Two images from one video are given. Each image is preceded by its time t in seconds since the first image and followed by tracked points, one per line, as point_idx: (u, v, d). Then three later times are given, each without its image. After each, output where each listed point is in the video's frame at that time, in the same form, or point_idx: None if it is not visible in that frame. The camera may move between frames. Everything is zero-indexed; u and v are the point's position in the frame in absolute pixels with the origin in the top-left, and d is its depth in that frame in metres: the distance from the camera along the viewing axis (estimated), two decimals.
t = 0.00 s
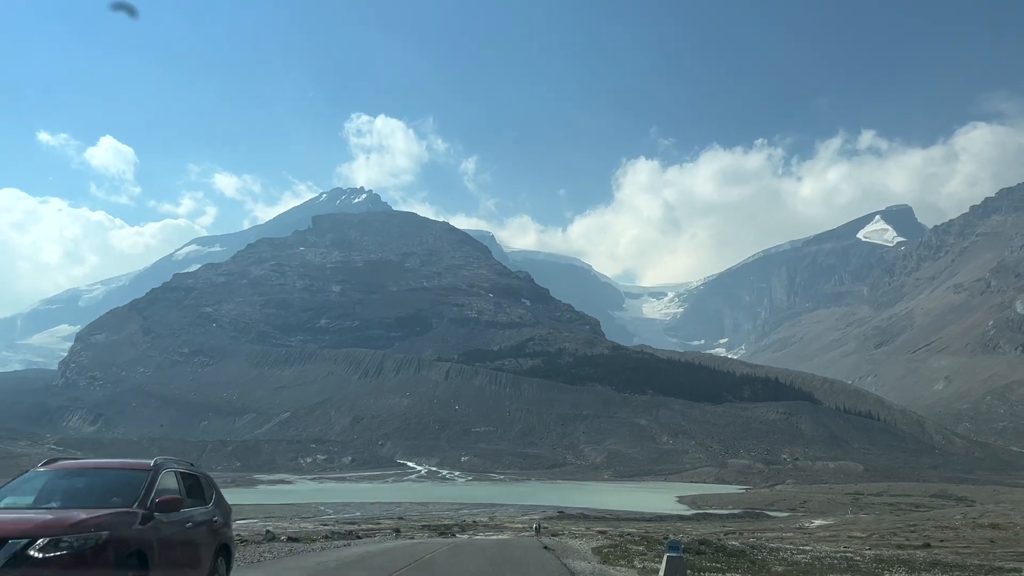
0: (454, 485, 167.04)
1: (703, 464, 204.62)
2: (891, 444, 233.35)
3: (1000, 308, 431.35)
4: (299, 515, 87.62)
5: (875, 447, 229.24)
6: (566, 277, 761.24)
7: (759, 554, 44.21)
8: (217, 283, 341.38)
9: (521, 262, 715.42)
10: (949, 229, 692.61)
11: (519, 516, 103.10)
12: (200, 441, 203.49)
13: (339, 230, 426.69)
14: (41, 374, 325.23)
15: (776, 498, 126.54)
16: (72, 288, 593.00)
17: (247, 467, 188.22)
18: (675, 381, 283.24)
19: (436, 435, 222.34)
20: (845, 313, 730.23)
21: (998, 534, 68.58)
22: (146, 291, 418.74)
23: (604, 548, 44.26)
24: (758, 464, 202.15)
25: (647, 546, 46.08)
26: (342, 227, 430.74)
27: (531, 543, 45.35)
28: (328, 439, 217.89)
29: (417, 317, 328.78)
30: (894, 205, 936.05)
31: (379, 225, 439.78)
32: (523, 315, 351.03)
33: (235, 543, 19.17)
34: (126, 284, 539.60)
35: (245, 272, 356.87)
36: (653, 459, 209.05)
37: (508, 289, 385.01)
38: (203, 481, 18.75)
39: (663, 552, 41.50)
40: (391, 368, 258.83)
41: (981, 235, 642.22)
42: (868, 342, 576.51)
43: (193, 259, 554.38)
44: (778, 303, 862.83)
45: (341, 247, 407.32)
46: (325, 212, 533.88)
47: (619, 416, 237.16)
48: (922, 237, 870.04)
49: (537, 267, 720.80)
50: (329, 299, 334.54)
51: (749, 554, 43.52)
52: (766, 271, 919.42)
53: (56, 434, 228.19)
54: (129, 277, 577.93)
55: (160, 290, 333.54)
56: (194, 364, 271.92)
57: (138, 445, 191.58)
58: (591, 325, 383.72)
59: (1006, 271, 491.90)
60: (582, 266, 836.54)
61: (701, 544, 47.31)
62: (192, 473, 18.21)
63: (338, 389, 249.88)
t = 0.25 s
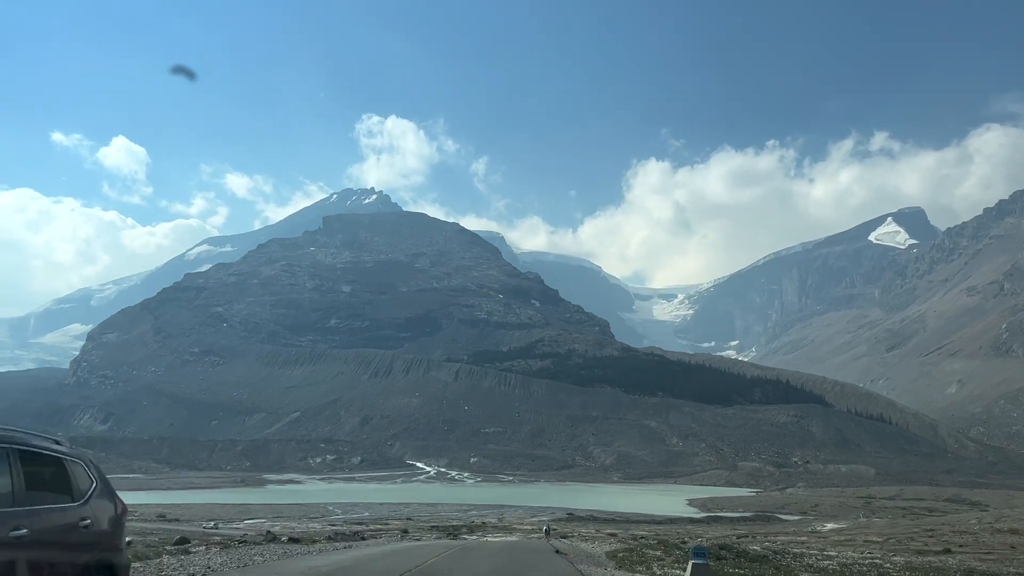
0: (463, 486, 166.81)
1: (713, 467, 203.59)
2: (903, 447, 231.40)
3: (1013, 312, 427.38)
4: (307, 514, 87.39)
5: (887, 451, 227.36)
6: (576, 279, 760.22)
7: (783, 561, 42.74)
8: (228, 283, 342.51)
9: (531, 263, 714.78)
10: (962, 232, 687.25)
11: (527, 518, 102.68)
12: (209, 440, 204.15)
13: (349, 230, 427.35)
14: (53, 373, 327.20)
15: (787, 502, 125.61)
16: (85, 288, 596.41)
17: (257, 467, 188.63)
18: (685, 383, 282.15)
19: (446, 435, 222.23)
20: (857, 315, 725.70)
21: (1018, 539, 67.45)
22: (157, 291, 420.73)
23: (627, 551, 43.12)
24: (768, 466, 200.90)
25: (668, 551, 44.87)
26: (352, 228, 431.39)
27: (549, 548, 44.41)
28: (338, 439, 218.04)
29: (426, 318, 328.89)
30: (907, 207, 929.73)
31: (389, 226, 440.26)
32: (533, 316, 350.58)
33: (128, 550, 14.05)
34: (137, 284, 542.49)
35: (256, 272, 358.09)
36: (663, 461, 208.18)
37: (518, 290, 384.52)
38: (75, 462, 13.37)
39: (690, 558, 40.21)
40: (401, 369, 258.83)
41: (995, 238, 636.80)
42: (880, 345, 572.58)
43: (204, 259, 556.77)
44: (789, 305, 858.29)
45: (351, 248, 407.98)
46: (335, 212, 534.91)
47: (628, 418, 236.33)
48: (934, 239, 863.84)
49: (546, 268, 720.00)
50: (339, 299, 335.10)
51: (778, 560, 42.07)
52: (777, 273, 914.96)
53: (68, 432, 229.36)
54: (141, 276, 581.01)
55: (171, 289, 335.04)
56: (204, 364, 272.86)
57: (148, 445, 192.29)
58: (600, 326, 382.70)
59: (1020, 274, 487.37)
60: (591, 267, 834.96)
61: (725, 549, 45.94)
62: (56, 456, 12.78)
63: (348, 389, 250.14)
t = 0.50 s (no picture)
0: (473, 486, 166.43)
1: (724, 469, 202.34)
2: (917, 450, 229.03)
3: None
4: (316, 514, 87.12)
5: (901, 453, 225.10)
6: (586, 280, 759.05)
7: (811, 566, 40.29)
8: (240, 282, 343.93)
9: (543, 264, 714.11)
10: (976, 233, 680.89)
11: (538, 518, 102.04)
12: (220, 439, 204.82)
13: (361, 230, 428.07)
14: (66, 371, 329.84)
15: (799, 504, 124.46)
16: (98, 286, 600.92)
17: (267, 466, 189.11)
18: (696, 385, 280.83)
19: (456, 435, 222.06)
20: (870, 317, 720.54)
21: None
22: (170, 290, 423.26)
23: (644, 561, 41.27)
24: (780, 468, 199.44)
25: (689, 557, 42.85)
26: (364, 228, 432.11)
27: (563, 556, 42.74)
28: (348, 439, 218.25)
29: (437, 318, 328.98)
30: (921, 208, 922.09)
31: (401, 226, 440.88)
32: (543, 316, 350.01)
33: None
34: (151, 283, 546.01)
35: (268, 271, 359.47)
36: (674, 463, 207.11)
37: (529, 290, 383.92)
38: None
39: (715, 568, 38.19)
40: (411, 368, 258.85)
41: (1010, 240, 630.47)
42: (893, 347, 567.92)
43: (217, 259, 559.89)
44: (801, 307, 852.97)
45: (362, 248, 408.72)
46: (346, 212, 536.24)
47: (639, 419, 235.24)
48: (949, 241, 856.45)
49: (557, 269, 719.27)
50: (350, 299, 335.75)
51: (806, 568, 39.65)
52: (789, 274, 909.85)
53: (80, 430, 230.90)
54: (154, 276, 584.74)
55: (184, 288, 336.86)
56: (216, 362, 273.98)
57: (160, 443, 193.20)
58: (611, 327, 381.48)
59: None
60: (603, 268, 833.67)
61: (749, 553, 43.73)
62: None
63: (358, 389, 250.40)
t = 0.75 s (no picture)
0: (481, 486, 166.06)
1: (733, 469, 201.37)
2: (928, 451, 227.37)
3: None
4: (323, 513, 87.00)
5: (911, 454, 223.53)
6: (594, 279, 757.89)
7: (824, 567, 39.95)
8: (249, 281, 344.71)
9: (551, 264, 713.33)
10: (988, 233, 675.98)
11: (545, 518, 101.65)
12: (227, 438, 205.16)
13: (369, 229, 428.33)
14: (76, 369, 331.57)
15: (810, 505, 123.56)
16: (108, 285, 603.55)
17: (275, 464, 189.34)
18: (705, 385, 279.67)
19: (464, 434, 221.78)
20: (880, 317, 716.46)
21: None
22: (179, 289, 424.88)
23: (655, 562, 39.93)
24: (790, 469, 198.34)
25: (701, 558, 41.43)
26: (372, 227, 432.27)
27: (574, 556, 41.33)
28: (356, 438, 218.33)
29: (445, 317, 328.89)
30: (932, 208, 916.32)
31: (409, 225, 441.00)
32: (551, 316, 349.40)
33: None
34: (161, 282, 548.25)
35: (276, 270, 360.18)
36: (682, 463, 206.25)
37: (537, 290, 383.25)
38: None
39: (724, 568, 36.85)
40: (419, 368, 258.71)
41: (1021, 240, 625.59)
42: (903, 347, 564.38)
43: (226, 258, 561.74)
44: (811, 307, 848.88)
45: (370, 247, 408.87)
46: (355, 211, 536.95)
47: (647, 419, 234.39)
48: (960, 241, 850.68)
49: (565, 268, 718.29)
50: (358, 298, 336.05)
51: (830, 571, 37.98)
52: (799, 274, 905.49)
53: (90, 428, 231.68)
54: (163, 274, 587.11)
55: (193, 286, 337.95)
56: (224, 361, 274.61)
57: (168, 441, 193.70)
58: (620, 327, 380.61)
59: None
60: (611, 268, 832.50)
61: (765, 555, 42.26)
62: None
63: (366, 387, 250.52)
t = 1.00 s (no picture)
0: (488, 484, 165.74)
1: (741, 468, 200.44)
2: (937, 450, 225.79)
3: None
4: (330, 510, 86.83)
5: (921, 453, 221.99)
6: (602, 278, 756.48)
7: (836, 565, 39.33)
8: (257, 279, 345.24)
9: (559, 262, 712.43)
10: (998, 232, 671.35)
11: (552, 517, 101.22)
12: (235, 435, 205.52)
13: (376, 228, 428.31)
14: (85, 367, 332.99)
15: (819, 504, 122.73)
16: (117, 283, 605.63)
17: (282, 462, 189.63)
18: (713, 384, 278.48)
19: (471, 433, 221.55)
20: (889, 316, 712.61)
21: None
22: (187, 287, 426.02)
23: (676, 561, 38.16)
24: (798, 468, 197.28)
25: (720, 558, 39.92)
26: (379, 225, 432.19)
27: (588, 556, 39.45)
28: (363, 436, 218.40)
29: (452, 315, 328.67)
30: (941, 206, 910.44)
31: (417, 223, 440.92)
32: (559, 314, 348.71)
33: None
34: (169, 280, 549.81)
35: (284, 269, 360.69)
36: (690, 462, 205.40)
37: (544, 288, 382.43)
38: None
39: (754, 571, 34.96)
40: (426, 366, 258.50)
41: None
42: (912, 346, 561.15)
43: (234, 256, 563.08)
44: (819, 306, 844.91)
45: (378, 246, 408.96)
46: (363, 210, 537.32)
47: (655, 417, 233.58)
48: (969, 239, 845.18)
49: (573, 267, 717.24)
50: (365, 297, 336.21)
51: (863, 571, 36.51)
52: (807, 273, 901.41)
53: (98, 426, 232.63)
54: (172, 273, 588.91)
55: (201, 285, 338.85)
56: (232, 359, 275.25)
57: (176, 439, 194.18)
58: (627, 325, 379.53)
59: None
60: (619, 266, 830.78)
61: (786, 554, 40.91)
62: None
63: (374, 386, 250.55)
